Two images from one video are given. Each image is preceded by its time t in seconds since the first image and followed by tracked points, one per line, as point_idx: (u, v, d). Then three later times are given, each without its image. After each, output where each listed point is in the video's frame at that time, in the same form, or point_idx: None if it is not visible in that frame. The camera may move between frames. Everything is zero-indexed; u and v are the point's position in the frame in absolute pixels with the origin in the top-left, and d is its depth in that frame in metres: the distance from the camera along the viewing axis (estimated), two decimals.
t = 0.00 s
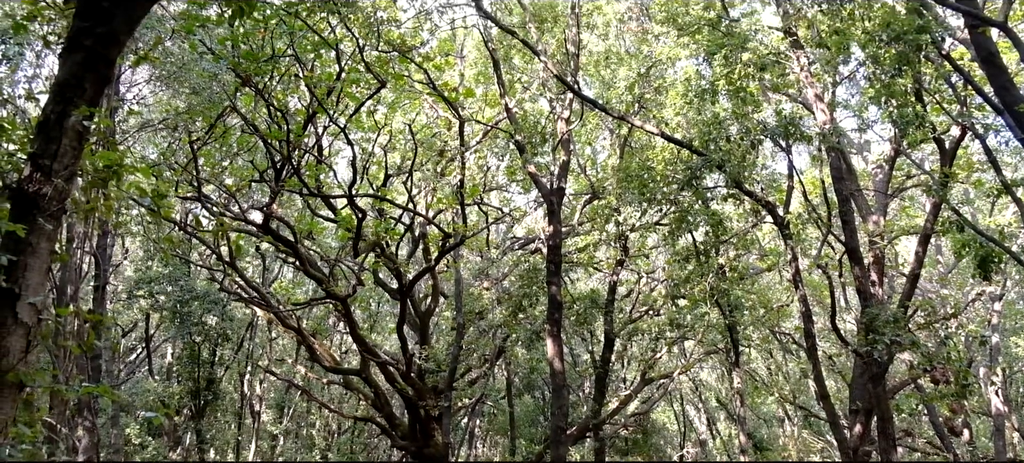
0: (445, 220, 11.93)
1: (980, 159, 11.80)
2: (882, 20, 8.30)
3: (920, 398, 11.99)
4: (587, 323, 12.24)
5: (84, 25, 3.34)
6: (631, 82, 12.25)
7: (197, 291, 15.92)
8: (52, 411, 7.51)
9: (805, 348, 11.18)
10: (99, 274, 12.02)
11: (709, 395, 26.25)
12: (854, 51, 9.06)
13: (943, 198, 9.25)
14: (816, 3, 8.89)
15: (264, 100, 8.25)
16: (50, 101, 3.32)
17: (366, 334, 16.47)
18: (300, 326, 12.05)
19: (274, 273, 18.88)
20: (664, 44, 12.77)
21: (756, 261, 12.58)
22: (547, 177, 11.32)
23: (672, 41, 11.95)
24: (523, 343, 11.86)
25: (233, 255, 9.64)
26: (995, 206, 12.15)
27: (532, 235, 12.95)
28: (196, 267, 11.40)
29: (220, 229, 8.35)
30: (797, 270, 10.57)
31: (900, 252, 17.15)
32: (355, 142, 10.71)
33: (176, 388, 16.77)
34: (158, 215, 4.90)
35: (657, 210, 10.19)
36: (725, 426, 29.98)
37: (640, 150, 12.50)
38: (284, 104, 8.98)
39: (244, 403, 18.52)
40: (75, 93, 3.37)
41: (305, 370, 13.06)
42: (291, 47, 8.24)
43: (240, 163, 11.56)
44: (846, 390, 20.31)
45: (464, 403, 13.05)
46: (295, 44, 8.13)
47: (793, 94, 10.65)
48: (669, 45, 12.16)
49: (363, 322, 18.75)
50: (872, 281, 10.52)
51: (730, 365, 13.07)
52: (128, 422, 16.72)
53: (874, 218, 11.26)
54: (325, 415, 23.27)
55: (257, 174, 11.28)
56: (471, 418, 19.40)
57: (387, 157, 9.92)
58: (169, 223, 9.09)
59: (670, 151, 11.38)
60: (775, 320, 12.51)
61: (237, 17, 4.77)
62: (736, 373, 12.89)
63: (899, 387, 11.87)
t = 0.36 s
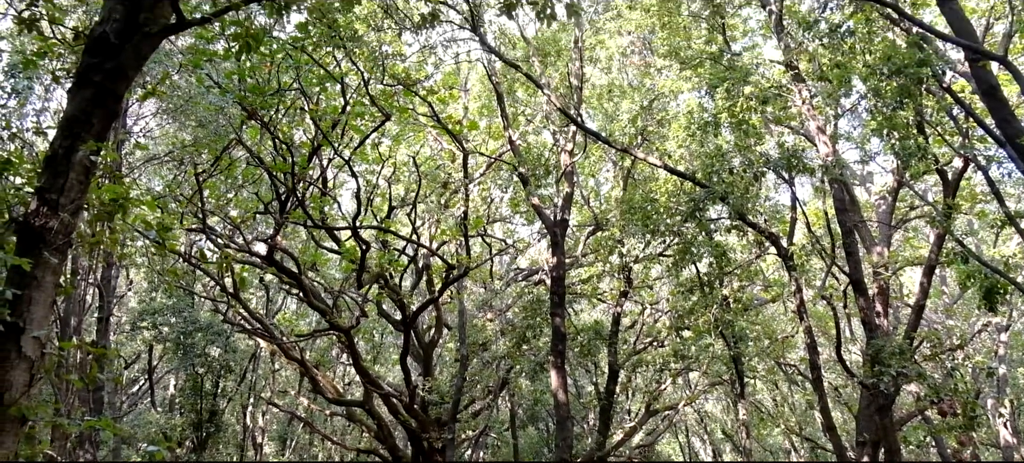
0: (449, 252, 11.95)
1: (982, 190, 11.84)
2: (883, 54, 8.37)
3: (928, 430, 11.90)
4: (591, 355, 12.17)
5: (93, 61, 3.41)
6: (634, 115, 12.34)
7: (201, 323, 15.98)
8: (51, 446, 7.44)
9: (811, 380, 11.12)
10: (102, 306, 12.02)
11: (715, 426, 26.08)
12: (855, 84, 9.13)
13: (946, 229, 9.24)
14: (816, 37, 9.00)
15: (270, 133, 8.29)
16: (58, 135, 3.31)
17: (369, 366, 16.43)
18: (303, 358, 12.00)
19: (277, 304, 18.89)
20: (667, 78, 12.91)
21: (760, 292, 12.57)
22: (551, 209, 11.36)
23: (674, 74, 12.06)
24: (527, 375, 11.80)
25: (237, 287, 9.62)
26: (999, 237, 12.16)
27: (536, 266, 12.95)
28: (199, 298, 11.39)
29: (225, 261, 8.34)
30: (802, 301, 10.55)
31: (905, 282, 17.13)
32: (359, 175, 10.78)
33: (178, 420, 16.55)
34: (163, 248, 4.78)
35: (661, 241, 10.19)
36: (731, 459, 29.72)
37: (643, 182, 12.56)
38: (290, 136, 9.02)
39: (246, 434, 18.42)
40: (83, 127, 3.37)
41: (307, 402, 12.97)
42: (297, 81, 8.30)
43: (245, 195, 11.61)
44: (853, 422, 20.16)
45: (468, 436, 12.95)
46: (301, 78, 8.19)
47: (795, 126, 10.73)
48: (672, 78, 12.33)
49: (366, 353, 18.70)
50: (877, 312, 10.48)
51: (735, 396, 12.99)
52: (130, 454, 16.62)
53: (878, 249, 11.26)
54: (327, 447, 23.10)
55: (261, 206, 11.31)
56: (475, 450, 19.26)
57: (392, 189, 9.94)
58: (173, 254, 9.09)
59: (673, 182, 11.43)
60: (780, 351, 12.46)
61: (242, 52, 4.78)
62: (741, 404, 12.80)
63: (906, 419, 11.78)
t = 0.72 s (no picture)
0: (453, 284, 11.95)
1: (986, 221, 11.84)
2: (884, 86, 8.42)
3: None
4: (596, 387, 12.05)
5: (99, 97, 3.45)
6: (637, 147, 12.41)
7: (204, 355, 15.96)
8: None
9: (817, 413, 11.03)
10: (105, 339, 12.00)
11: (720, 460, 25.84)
12: (857, 117, 9.18)
13: (951, 260, 9.22)
14: (817, 70, 9.07)
15: (274, 166, 8.33)
16: (64, 171, 3.34)
17: (372, 399, 16.35)
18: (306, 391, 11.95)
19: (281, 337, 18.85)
20: (669, 110, 12.99)
21: (765, 324, 12.53)
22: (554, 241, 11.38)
23: (676, 106, 12.15)
24: (531, 408, 11.65)
25: (240, 319, 9.60)
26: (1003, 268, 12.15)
27: (539, 299, 12.93)
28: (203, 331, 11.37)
29: (229, 294, 8.34)
30: (806, 333, 10.51)
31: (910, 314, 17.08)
32: (364, 207, 10.83)
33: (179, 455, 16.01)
34: (168, 280, 4.75)
35: (664, 273, 10.18)
36: None
37: (646, 213, 12.58)
38: (294, 170, 9.05)
39: None
40: (89, 163, 3.40)
41: (310, 436, 12.86)
42: (302, 114, 8.36)
43: (249, 227, 11.64)
44: (860, 455, 19.98)
45: None
46: (305, 111, 8.25)
47: (797, 158, 10.78)
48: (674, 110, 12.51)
49: (369, 386, 18.63)
50: (882, 345, 10.42)
51: (741, 430, 12.88)
52: None
53: (882, 280, 11.23)
54: None
55: (265, 238, 11.33)
56: None
57: (395, 221, 9.96)
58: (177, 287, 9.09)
59: (676, 214, 11.46)
60: (786, 384, 12.39)
61: (247, 87, 4.81)
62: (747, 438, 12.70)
63: (914, 452, 11.66)
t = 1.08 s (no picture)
0: (455, 316, 11.91)
1: (990, 251, 11.84)
2: (885, 119, 8.47)
3: None
4: (599, 420, 12.25)
5: (106, 132, 3.50)
6: (639, 179, 12.47)
7: (205, 388, 15.89)
8: None
9: (823, 446, 10.93)
10: (106, 372, 11.95)
11: None
12: (859, 148, 9.21)
13: (956, 291, 9.17)
14: (818, 102, 9.12)
15: (278, 198, 8.33)
16: (69, 205, 3.35)
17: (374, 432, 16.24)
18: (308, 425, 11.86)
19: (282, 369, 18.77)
20: (671, 142, 13.05)
21: (769, 356, 12.47)
22: (557, 272, 11.39)
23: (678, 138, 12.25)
24: (534, 441, 11.70)
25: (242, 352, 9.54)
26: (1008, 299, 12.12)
27: (542, 331, 12.90)
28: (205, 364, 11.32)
29: (231, 327, 8.31)
30: (811, 365, 10.47)
31: (915, 345, 17.02)
32: (367, 239, 10.85)
33: None
34: (172, 314, 4.73)
35: (668, 306, 10.15)
36: None
37: (649, 245, 12.57)
38: (298, 202, 9.07)
39: None
40: (94, 197, 3.41)
41: None
42: (306, 147, 8.38)
43: (252, 259, 11.66)
44: None
45: None
46: (309, 144, 8.28)
47: (799, 189, 10.79)
48: (675, 143, 12.66)
49: (371, 419, 18.52)
50: (888, 377, 10.33)
51: None
52: None
53: (886, 311, 11.19)
54: None
55: (268, 270, 11.32)
56: None
57: (398, 253, 9.95)
58: (180, 319, 9.06)
59: (679, 246, 11.48)
60: (790, 417, 12.30)
61: (253, 120, 4.84)
62: None
63: None
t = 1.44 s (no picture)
0: (457, 348, 11.85)
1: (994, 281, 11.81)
2: (885, 150, 8.50)
3: None
4: (602, 453, 12.14)
5: (109, 166, 3.51)
6: (641, 209, 12.54)
7: (205, 421, 15.79)
8: None
9: None
10: (106, 406, 11.89)
11: None
12: (860, 179, 9.22)
13: (961, 322, 9.11)
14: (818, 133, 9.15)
15: (280, 229, 8.32)
16: (72, 239, 3.35)
17: None
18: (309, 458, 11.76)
19: (283, 402, 18.66)
20: (672, 172, 12.54)
21: (774, 387, 12.39)
22: (559, 303, 11.37)
23: (680, 169, 12.29)
24: None
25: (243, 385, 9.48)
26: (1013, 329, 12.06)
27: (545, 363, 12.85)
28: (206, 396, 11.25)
29: (231, 359, 8.26)
30: (816, 397, 10.39)
31: (921, 376, 16.92)
32: (369, 271, 10.84)
33: None
34: (174, 348, 4.70)
35: (671, 337, 10.11)
36: None
37: (652, 276, 12.55)
38: (300, 233, 9.07)
39: None
40: (97, 231, 3.41)
41: None
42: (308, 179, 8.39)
43: (254, 291, 11.66)
44: None
45: None
46: (311, 176, 8.29)
47: (801, 219, 10.78)
48: (676, 174, 12.29)
49: (373, 452, 18.38)
50: (894, 409, 10.24)
51: None
52: None
53: (891, 342, 11.13)
54: None
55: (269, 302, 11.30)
56: None
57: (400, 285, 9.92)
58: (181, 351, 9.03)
59: (681, 276, 11.49)
60: (795, 449, 12.19)
61: (255, 153, 4.85)
62: None
63: None
